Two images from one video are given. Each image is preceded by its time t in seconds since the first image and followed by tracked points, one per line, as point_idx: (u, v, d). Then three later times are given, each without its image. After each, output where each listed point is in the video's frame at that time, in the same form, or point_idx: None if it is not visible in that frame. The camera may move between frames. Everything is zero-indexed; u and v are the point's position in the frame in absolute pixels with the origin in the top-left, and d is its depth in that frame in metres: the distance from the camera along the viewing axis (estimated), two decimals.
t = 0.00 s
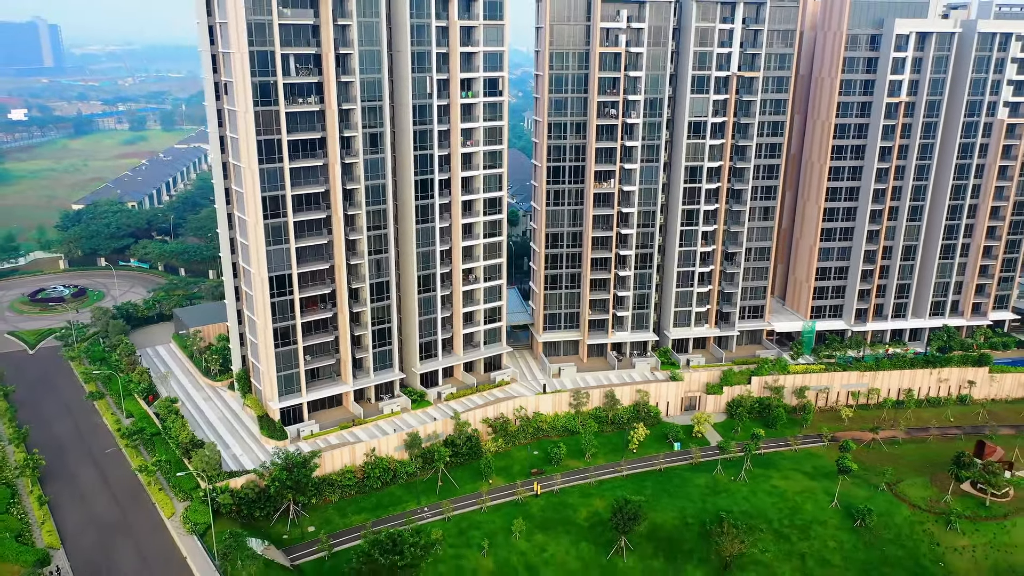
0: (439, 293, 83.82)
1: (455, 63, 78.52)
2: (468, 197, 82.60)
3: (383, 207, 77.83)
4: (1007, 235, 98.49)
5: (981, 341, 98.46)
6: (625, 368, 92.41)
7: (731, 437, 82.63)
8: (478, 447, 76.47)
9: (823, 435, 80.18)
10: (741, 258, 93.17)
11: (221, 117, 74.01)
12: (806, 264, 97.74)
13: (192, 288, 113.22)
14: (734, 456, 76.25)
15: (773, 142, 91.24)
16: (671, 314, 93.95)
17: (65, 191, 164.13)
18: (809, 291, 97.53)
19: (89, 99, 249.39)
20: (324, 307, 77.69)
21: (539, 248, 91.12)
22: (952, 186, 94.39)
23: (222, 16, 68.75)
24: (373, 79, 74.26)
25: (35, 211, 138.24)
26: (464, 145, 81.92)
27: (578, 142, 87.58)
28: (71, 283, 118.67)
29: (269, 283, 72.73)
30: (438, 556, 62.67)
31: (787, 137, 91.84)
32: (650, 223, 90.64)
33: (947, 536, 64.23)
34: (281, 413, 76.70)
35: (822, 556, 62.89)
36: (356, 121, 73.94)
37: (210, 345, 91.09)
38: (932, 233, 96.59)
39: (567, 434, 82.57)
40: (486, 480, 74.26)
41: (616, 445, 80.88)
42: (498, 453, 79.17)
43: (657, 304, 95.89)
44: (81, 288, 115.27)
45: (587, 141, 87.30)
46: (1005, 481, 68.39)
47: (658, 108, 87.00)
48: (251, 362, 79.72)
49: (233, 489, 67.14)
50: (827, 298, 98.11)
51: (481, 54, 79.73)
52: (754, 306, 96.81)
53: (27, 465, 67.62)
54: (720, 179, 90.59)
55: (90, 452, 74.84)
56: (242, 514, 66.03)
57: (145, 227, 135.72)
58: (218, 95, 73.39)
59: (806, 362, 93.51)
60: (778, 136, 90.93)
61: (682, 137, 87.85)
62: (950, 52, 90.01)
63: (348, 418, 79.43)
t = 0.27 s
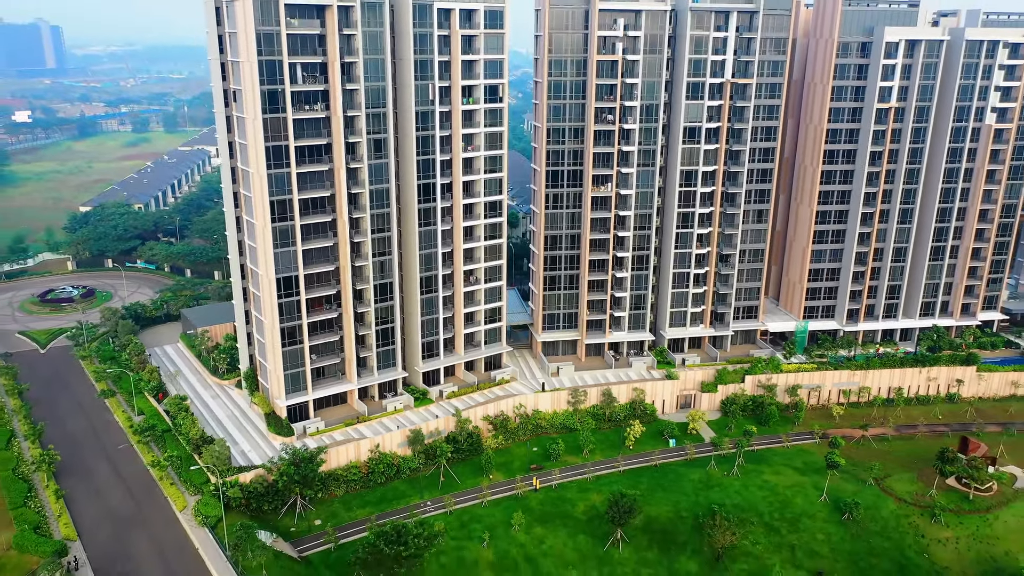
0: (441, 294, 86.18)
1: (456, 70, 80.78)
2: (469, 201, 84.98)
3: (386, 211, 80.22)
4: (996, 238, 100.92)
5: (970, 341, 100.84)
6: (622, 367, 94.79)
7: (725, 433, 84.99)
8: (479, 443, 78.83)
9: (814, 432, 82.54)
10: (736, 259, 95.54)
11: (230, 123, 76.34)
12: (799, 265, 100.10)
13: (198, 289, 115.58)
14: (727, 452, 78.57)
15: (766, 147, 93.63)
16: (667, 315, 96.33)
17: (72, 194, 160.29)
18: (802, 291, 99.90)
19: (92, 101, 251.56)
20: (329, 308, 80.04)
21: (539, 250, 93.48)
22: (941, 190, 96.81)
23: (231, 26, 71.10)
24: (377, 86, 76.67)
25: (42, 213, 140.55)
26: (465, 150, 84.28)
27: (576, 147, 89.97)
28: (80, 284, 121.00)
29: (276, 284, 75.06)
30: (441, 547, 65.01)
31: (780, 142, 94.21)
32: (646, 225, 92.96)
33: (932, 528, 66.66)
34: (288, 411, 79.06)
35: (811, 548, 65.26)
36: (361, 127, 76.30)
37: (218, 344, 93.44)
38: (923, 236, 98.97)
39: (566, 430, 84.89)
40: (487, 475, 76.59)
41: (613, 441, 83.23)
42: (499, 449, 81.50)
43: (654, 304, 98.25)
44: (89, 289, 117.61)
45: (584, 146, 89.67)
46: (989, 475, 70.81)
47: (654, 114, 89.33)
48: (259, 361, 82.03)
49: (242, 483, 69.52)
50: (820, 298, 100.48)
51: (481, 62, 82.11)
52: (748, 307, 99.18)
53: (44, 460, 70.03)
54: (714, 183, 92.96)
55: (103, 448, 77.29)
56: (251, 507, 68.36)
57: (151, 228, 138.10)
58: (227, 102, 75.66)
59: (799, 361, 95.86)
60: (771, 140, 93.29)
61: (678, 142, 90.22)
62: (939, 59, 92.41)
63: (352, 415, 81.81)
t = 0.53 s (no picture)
0: (443, 295, 88.54)
1: (458, 77, 83.08)
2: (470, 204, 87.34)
3: (390, 214, 82.60)
4: (984, 239, 103.34)
5: (960, 340, 103.18)
6: (619, 366, 97.15)
7: (719, 430, 87.34)
8: (479, 439, 81.17)
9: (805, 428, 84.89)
10: (730, 260, 97.90)
11: (238, 129, 78.67)
12: (792, 266, 102.48)
13: (205, 289, 117.97)
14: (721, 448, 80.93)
15: (760, 150, 95.98)
16: (663, 315, 98.71)
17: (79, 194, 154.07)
18: (795, 292, 102.28)
19: (94, 102, 253.63)
20: (334, 308, 82.39)
21: (538, 252, 95.85)
22: (931, 193, 99.19)
23: (240, 35, 73.40)
24: (381, 93, 79.06)
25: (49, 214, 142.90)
26: (466, 154, 86.63)
27: (574, 151, 92.34)
28: (88, 285, 123.34)
29: (283, 285, 77.41)
30: (443, 539, 67.30)
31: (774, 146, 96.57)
32: (643, 227, 95.32)
33: (917, 520, 69.01)
34: (294, 408, 81.45)
35: (801, 539, 67.62)
36: (365, 132, 78.66)
37: (225, 343, 95.83)
38: (913, 237, 101.29)
39: (564, 427, 87.21)
40: (487, 471, 78.92)
41: (610, 438, 85.58)
42: (499, 445, 83.85)
43: (651, 304, 100.61)
44: (97, 290, 119.99)
45: (582, 150, 92.03)
46: (973, 470, 73.20)
47: (650, 119, 91.70)
48: (266, 359, 84.39)
49: (251, 477, 71.89)
50: (813, 298, 102.85)
51: (482, 68, 84.46)
52: (743, 307, 101.57)
53: (59, 456, 72.34)
54: (709, 186, 95.34)
55: (115, 443, 79.70)
56: (260, 501, 70.68)
57: (157, 230, 140.42)
58: (235, 108, 77.99)
59: (792, 360, 98.24)
60: (765, 144, 95.65)
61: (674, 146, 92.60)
62: (928, 65, 94.74)
63: (356, 412, 84.21)
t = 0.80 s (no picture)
0: (444, 296, 90.94)
1: (459, 84, 85.41)
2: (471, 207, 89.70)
3: (393, 217, 84.97)
4: (974, 241, 105.70)
5: (950, 339, 105.51)
6: (616, 364, 99.52)
7: (713, 427, 89.71)
8: (480, 436, 83.51)
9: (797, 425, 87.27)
10: (725, 262, 100.27)
11: (246, 135, 80.98)
12: (786, 267, 104.90)
13: (210, 290, 120.37)
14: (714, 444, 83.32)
15: (754, 155, 98.32)
16: (660, 315, 101.10)
17: (85, 198, 145.50)
18: (789, 292, 104.67)
19: (98, 103, 255.74)
20: (339, 308, 84.75)
21: (537, 253, 98.28)
22: (921, 196, 101.57)
23: (248, 44, 75.71)
24: (385, 99, 81.42)
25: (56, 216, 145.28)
26: (467, 159, 88.99)
27: (573, 156, 94.73)
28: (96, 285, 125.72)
29: (290, 286, 79.76)
30: (445, 531, 69.66)
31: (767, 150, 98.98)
32: (640, 230, 97.68)
33: (904, 514, 71.39)
34: (300, 405, 83.84)
35: (791, 532, 70.02)
36: (369, 138, 81.04)
37: (232, 343, 98.22)
38: (904, 239, 103.65)
39: (563, 424, 89.56)
40: (488, 466, 81.23)
41: (607, 435, 87.96)
42: (500, 442, 86.20)
43: (647, 305, 103.01)
44: (105, 290, 122.39)
45: (581, 154, 94.41)
46: (958, 465, 75.70)
47: (646, 124, 94.04)
48: (272, 358, 86.78)
49: (259, 472, 74.27)
50: (806, 299, 105.25)
51: (483, 76, 86.84)
52: (737, 307, 103.99)
53: (72, 452, 74.82)
54: (704, 190, 97.72)
55: (126, 440, 82.12)
56: (268, 494, 72.94)
57: (163, 231, 142.78)
58: (243, 114, 80.29)
59: (785, 359, 100.65)
60: (758, 149, 98.01)
61: (669, 151, 94.94)
62: (918, 71, 97.02)
63: (361, 410, 86.66)
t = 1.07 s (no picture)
0: (446, 296, 93.32)
1: (461, 90, 87.82)
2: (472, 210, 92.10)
3: (396, 219, 87.36)
4: (964, 243, 108.09)
5: (940, 339, 107.89)
6: (614, 363, 101.94)
7: (708, 424, 92.11)
8: (481, 432, 85.84)
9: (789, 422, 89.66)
10: (720, 263, 102.66)
11: (254, 140, 83.36)
12: (780, 268, 107.29)
13: (217, 290, 122.84)
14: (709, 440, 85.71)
15: (748, 158, 100.71)
16: (656, 315, 103.50)
17: (90, 199, 140.78)
18: (783, 293, 107.08)
19: (101, 105, 258.01)
20: (343, 308, 87.12)
21: (536, 255, 100.66)
22: (912, 199, 103.93)
23: (256, 52, 78.12)
24: (388, 105, 83.86)
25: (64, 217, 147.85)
26: (468, 163, 91.37)
27: (571, 159, 97.11)
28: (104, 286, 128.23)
29: (296, 287, 82.10)
30: (447, 524, 72.02)
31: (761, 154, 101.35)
32: (637, 232, 100.05)
33: (891, 507, 73.79)
34: (306, 403, 86.21)
35: (782, 525, 72.41)
36: (373, 143, 83.41)
37: (239, 342, 100.65)
38: (895, 241, 106.02)
39: (561, 421, 91.92)
40: (489, 462, 83.57)
41: (605, 431, 90.36)
42: (500, 439, 88.56)
43: (644, 305, 105.41)
44: (113, 291, 124.88)
45: (579, 158, 96.78)
46: (944, 461, 78.21)
47: (643, 128, 96.39)
48: (279, 357, 89.14)
49: (267, 467, 76.63)
50: (799, 299, 107.67)
51: (484, 82, 89.19)
52: (732, 307, 106.46)
53: (86, 447, 77.22)
54: (700, 193, 100.12)
55: (137, 436, 84.56)
56: (275, 489, 75.16)
57: (169, 233, 145.33)
58: (251, 120, 82.64)
59: (779, 358, 103.09)
60: (753, 153, 100.40)
61: (666, 155, 97.30)
62: (908, 77, 99.39)
63: (365, 407, 89.03)
